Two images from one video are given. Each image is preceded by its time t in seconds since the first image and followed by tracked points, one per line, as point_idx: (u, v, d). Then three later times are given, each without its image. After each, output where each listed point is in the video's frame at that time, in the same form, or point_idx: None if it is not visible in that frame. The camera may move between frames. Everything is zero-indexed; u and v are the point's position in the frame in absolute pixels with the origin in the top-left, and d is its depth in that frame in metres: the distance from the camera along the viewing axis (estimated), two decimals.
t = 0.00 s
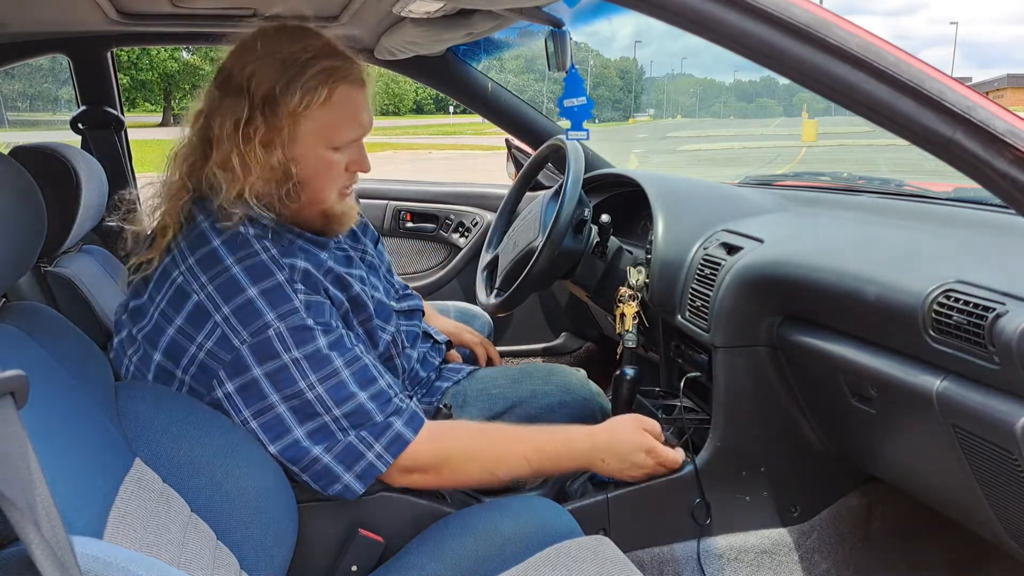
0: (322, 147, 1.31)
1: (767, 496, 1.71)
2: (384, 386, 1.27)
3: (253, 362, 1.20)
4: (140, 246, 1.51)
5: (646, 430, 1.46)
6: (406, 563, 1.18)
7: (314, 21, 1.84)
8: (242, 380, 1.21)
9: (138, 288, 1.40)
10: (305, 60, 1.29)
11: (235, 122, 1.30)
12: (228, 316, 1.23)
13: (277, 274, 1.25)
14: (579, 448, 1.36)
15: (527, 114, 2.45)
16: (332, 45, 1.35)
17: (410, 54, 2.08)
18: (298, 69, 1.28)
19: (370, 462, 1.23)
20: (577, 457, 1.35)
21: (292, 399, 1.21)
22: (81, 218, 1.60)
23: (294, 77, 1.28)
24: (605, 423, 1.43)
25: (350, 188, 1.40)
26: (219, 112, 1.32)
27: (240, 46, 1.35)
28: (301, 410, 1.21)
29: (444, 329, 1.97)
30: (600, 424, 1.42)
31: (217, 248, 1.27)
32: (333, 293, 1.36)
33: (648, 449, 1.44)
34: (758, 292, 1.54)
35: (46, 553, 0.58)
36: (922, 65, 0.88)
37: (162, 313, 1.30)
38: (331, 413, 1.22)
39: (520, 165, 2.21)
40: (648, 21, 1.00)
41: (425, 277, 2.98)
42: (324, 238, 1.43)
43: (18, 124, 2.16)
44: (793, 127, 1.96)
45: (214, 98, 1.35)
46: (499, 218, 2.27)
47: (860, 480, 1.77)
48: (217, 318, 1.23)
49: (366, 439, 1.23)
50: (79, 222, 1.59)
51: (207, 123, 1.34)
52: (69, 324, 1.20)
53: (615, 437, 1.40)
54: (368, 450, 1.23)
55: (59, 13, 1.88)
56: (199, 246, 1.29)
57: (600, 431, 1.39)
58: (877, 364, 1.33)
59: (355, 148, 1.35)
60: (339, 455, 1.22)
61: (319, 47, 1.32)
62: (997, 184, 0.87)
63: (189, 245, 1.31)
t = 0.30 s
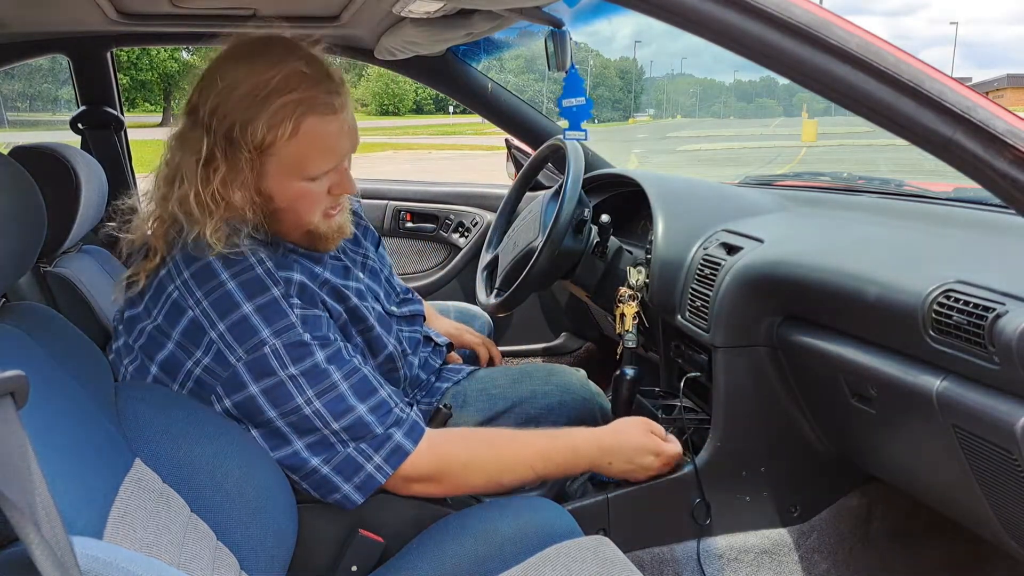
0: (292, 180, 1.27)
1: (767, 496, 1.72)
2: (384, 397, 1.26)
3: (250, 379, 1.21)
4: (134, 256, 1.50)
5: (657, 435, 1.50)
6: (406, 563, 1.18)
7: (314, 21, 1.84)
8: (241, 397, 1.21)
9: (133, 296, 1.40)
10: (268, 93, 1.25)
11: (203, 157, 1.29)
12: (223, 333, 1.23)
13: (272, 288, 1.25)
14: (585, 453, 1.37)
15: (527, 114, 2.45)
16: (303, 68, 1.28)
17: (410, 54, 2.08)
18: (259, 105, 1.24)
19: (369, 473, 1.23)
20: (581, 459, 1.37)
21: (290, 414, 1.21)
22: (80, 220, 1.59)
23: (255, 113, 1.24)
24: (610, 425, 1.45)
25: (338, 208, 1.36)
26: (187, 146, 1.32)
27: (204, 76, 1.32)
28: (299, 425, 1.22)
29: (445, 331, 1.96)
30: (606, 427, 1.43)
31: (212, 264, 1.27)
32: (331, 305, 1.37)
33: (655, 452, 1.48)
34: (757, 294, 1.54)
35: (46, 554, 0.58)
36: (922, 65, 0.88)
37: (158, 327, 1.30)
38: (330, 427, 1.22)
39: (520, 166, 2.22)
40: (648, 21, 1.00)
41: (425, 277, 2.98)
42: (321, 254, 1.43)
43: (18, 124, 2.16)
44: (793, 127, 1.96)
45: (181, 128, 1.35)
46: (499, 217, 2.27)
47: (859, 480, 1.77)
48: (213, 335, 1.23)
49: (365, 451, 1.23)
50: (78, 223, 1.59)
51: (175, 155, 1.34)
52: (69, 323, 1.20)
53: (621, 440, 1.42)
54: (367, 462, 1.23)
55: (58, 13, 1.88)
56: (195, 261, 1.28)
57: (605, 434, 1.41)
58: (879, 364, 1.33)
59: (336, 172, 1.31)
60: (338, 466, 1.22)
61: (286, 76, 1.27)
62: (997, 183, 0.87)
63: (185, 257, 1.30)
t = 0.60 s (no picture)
0: (287, 195, 1.28)
1: (767, 496, 1.72)
2: (385, 401, 1.27)
3: (250, 384, 1.21)
4: (134, 258, 1.50)
5: (660, 440, 1.49)
6: (405, 562, 1.18)
7: (314, 21, 1.84)
8: (241, 402, 1.21)
9: (132, 298, 1.40)
10: (262, 108, 1.25)
11: (200, 171, 1.30)
12: (223, 339, 1.23)
13: (272, 294, 1.25)
14: (588, 460, 1.37)
15: (527, 114, 2.46)
16: (298, 82, 1.28)
17: (410, 54, 2.08)
18: (254, 120, 1.25)
19: (369, 477, 1.23)
20: (583, 463, 1.37)
21: (290, 420, 1.21)
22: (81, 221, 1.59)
23: (249, 128, 1.25)
24: (613, 430, 1.45)
25: (337, 218, 1.36)
26: (183, 159, 1.34)
27: (199, 89, 1.33)
28: (299, 430, 1.22)
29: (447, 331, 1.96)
30: (612, 432, 1.43)
31: (212, 269, 1.27)
32: (332, 310, 1.37)
33: (659, 457, 1.48)
34: (757, 295, 1.54)
35: (46, 553, 0.58)
36: (922, 65, 0.88)
37: (159, 330, 1.30)
38: (330, 432, 1.22)
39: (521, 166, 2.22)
40: (648, 21, 1.00)
41: (425, 277, 2.99)
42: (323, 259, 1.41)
43: (18, 124, 2.17)
44: (793, 127, 1.96)
45: (178, 139, 1.36)
46: (499, 216, 2.27)
47: (860, 480, 1.77)
48: (214, 340, 1.24)
49: (365, 455, 1.23)
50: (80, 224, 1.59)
51: (171, 168, 1.35)
52: (69, 324, 1.20)
53: (625, 445, 1.42)
54: (367, 466, 1.23)
55: (58, 13, 1.87)
56: (195, 266, 1.29)
57: (608, 439, 1.41)
58: (879, 365, 1.33)
59: (333, 184, 1.30)
60: (338, 471, 1.23)
61: (281, 90, 1.27)
62: (997, 183, 0.87)
63: (185, 262, 1.31)
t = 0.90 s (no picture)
0: (289, 196, 1.28)
1: (768, 496, 1.71)
2: (385, 402, 1.27)
3: (250, 384, 1.21)
4: (133, 258, 1.50)
5: (660, 441, 1.49)
6: (405, 562, 1.18)
7: (314, 21, 1.84)
8: (241, 402, 1.21)
9: (132, 298, 1.40)
10: (264, 110, 1.26)
11: (201, 171, 1.31)
12: (224, 339, 1.23)
13: (272, 294, 1.25)
14: (588, 460, 1.37)
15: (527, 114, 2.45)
16: (301, 83, 1.29)
17: (410, 54, 2.08)
18: (256, 121, 1.26)
19: (369, 478, 1.23)
20: (583, 464, 1.37)
21: (290, 420, 1.21)
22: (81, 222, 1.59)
23: (251, 129, 1.25)
24: (614, 431, 1.45)
25: (338, 219, 1.36)
26: (185, 160, 1.34)
27: (201, 90, 1.34)
28: (299, 430, 1.22)
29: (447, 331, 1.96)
30: (611, 434, 1.43)
31: (212, 269, 1.27)
32: (333, 310, 1.37)
33: (659, 459, 1.47)
34: (757, 295, 1.54)
35: (46, 554, 0.58)
36: (922, 65, 0.88)
37: (159, 330, 1.30)
38: (330, 432, 1.22)
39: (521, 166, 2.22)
40: (648, 21, 1.00)
41: (425, 277, 2.98)
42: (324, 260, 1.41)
43: (18, 124, 2.17)
44: (793, 127, 1.96)
45: (179, 139, 1.37)
46: (499, 216, 2.27)
47: (860, 480, 1.77)
48: (214, 340, 1.24)
49: (365, 456, 1.23)
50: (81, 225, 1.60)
51: (172, 169, 1.35)
52: (69, 323, 1.20)
53: (625, 446, 1.42)
54: (367, 467, 1.23)
55: (58, 13, 1.87)
56: (195, 266, 1.29)
57: (609, 440, 1.41)
58: (879, 365, 1.33)
59: (334, 186, 1.31)
60: (338, 471, 1.23)
61: (284, 91, 1.27)
62: (997, 183, 0.87)
63: (185, 261, 1.31)
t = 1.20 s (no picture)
0: (281, 194, 1.27)
1: (768, 496, 1.71)
2: (385, 402, 1.27)
3: (251, 384, 1.21)
4: (133, 258, 1.50)
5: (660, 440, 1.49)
6: (405, 562, 1.18)
7: (314, 21, 1.84)
8: (241, 402, 1.21)
9: (132, 298, 1.40)
10: (257, 105, 1.25)
11: (195, 164, 1.31)
12: (224, 338, 1.23)
13: (273, 293, 1.25)
14: (588, 461, 1.37)
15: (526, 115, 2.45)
16: (297, 82, 1.28)
17: (411, 54, 2.09)
18: (249, 116, 1.25)
19: (369, 478, 1.23)
20: (583, 465, 1.37)
21: (290, 420, 1.21)
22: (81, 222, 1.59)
23: (244, 124, 1.25)
24: (614, 432, 1.45)
25: (333, 222, 1.35)
26: (181, 154, 1.34)
27: (200, 85, 1.34)
28: (299, 430, 1.22)
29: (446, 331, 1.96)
30: (611, 434, 1.43)
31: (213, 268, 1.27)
32: (333, 310, 1.37)
33: (660, 460, 1.47)
34: (757, 295, 1.54)
35: (47, 553, 0.58)
36: (922, 65, 0.88)
37: (160, 330, 1.30)
38: (330, 432, 1.22)
39: (521, 166, 2.22)
40: (648, 21, 1.00)
41: (425, 277, 2.98)
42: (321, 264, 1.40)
43: (18, 124, 2.17)
44: (793, 127, 1.96)
45: (177, 134, 1.37)
46: (499, 216, 2.27)
47: (860, 480, 1.77)
48: (214, 339, 1.24)
49: (365, 456, 1.23)
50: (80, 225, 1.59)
51: (170, 162, 1.35)
52: (69, 323, 1.20)
53: (625, 446, 1.42)
54: (367, 466, 1.23)
55: (59, 13, 1.87)
56: (196, 265, 1.29)
57: (609, 441, 1.41)
58: (879, 365, 1.33)
59: (327, 187, 1.30)
60: (338, 471, 1.23)
61: (279, 88, 1.27)
62: (997, 183, 0.87)
63: (185, 261, 1.31)
